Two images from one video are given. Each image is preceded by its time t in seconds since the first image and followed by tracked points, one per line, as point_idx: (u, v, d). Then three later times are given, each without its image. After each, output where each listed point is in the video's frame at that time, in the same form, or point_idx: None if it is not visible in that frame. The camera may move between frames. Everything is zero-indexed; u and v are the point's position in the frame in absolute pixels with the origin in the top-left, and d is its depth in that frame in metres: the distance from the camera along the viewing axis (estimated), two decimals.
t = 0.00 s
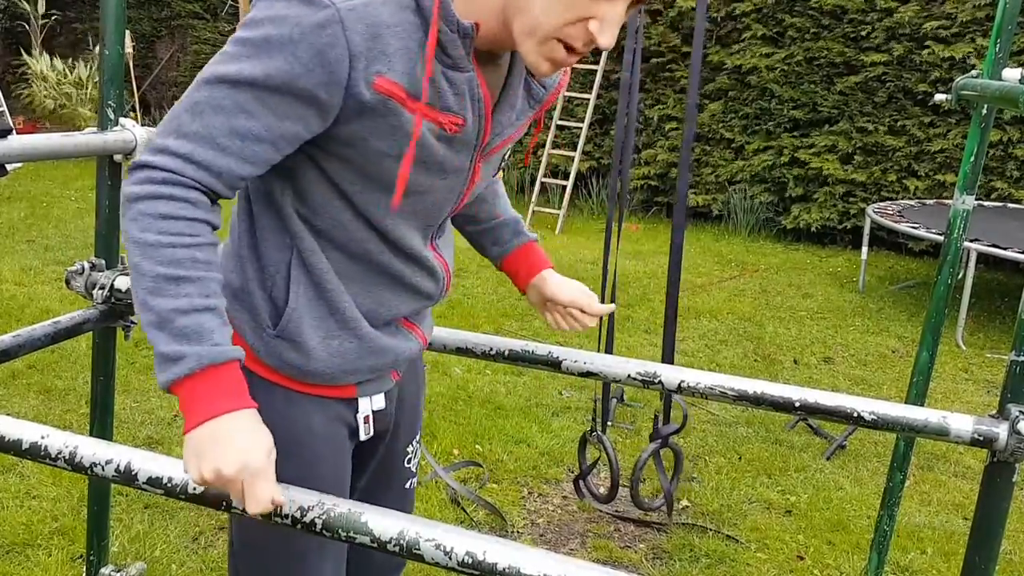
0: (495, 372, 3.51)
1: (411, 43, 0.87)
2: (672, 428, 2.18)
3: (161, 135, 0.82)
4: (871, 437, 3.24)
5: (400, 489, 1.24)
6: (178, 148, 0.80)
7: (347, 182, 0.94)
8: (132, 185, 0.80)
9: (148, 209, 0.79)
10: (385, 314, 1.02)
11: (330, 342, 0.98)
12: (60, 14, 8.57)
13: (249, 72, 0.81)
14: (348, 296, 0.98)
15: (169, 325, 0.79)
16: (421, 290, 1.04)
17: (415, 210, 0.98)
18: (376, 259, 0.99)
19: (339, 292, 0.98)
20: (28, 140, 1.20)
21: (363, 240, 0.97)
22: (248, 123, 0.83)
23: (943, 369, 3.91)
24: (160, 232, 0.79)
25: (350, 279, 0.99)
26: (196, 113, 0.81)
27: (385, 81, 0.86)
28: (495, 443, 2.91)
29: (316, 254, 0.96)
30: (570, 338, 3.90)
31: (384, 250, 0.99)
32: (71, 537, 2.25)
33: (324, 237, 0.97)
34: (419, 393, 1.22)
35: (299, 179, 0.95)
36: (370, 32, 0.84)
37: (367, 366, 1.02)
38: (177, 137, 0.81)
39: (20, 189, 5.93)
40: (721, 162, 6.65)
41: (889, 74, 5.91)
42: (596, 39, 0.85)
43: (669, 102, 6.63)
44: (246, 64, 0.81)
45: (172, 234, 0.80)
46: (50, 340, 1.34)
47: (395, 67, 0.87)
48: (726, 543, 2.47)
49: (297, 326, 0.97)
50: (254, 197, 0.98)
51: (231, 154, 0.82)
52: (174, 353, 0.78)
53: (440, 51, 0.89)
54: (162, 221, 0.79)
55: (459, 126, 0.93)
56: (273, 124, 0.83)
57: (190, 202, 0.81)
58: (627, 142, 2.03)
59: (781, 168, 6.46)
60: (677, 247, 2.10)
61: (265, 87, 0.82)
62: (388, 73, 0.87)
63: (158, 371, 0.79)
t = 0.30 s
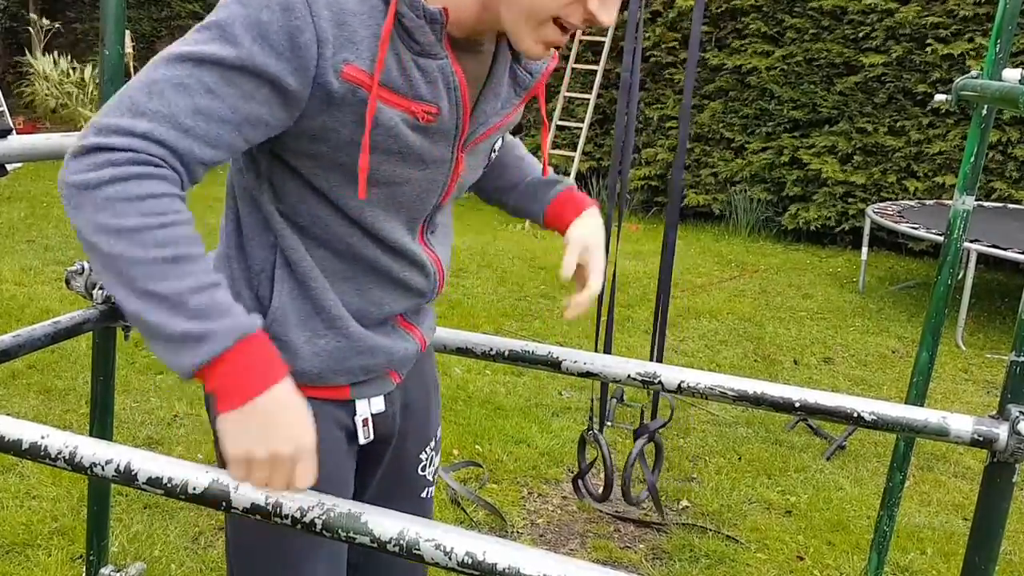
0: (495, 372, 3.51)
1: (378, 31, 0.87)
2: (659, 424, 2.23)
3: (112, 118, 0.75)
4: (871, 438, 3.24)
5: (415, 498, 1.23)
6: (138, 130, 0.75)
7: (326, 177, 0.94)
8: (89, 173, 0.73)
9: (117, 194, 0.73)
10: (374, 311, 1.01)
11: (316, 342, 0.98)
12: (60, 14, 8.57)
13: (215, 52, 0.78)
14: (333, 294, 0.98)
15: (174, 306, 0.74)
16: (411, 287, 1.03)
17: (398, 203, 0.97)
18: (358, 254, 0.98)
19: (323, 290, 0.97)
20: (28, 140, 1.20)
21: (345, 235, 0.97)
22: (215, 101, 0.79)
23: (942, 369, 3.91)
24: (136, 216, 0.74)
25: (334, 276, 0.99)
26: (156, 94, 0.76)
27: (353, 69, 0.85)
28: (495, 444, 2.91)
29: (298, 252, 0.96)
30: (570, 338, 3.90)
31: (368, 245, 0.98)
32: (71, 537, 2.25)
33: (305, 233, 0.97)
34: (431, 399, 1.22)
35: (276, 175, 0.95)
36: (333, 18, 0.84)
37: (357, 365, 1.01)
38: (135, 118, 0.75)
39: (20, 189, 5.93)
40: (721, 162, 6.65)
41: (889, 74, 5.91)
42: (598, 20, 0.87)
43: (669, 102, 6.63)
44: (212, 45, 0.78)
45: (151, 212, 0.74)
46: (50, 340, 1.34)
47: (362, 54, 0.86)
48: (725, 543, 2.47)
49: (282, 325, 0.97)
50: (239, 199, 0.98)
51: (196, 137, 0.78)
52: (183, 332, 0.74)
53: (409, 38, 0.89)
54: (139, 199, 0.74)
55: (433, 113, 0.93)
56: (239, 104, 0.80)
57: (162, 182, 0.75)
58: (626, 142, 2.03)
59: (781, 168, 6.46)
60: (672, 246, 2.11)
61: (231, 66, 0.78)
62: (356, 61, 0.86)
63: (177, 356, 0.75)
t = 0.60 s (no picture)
0: (494, 372, 3.52)
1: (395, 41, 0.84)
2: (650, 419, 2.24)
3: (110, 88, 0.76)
4: (870, 437, 3.25)
5: (408, 497, 1.23)
6: (126, 107, 0.75)
7: (331, 181, 0.92)
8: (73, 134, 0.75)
9: (90, 161, 0.74)
10: (372, 315, 1.01)
11: (315, 349, 0.97)
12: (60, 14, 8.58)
13: (216, 49, 0.77)
14: (332, 299, 0.97)
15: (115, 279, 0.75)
16: (409, 288, 1.02)
17: (402, 210, 0.96)
18: (360, 260, 0.97)
19: (324, 297, 0.96)
20: (31, 141, 1.21)
21: (350, 241, 0.95)
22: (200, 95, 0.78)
23: (941, 369, 3.92)
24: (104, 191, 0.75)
25: (334, 281, 0.97)
26: (156, 78, 0.77)
27: (364, 82, 0.84)
28: (495, 443, 2.92)
29: (298, 259, 0.95)
30: (569, 338, 3.91)
31: (370, 250, 0.97)
32: (72, 536, 2.26)
33: (306, 239, 0.95)
34: (423, 399, 1.22)
35: (279, 178, 0.92)
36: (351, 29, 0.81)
37: (355, 370, 1.01)
38: (127, 98, 0.76)
39: (21, 189, 5.94)
40: (720, 162, 6.66)
41: (888, 75, 5.92)
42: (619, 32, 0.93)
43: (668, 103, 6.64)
44: (207, 41, 0.77)
45: (119, 190, 0.75)
46: (52, 340, 1.35)
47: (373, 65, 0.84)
48: (725, 542, 2.48)
49: (282, 332, 0.96)
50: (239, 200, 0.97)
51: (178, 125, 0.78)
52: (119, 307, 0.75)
53: (427, 50, 0.87)
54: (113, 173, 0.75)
55: (441, 125, 0.91)
56: (229, 104, 0.79)
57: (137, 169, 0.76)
58: (625, 142, 2.04)
59: (781, 168, 6.47)
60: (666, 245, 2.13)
61: (226, 67, 0.78)
62: (368, 73, 0.84)
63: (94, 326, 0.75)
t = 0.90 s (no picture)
0: (495, 372, 3.51)
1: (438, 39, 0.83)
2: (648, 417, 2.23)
3: (197, 165, 0.76)
4: (871, 437, 3.24)
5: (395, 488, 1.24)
6: (223, 180, 0.76)
7: (363, 184, 0.90)
8: (167, 223, 0.77)
9: (195, 239, 0.76)
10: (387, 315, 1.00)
11: (341, 354, 0.95)
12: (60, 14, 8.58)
13: (291, 93, 0.76)
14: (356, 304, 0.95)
15: (250, 362, 0.79)
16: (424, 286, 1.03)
17: (425, 206, 0.96)
18: (381, 260, 0.95)
19: (349, 301, 0.95)
20: (28, 140, 1.20)
21: (372, 241, 0.94)
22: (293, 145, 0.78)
23: (942, 369, 3.91)
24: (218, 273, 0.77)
25: (357, 284, 0.96)
26: (238, 139, 0.76)
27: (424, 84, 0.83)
28: (495, 443, 2.92)
29: (324, 265, 0.92)
30: (569, 338, 3.91)
31: (390, 247, 0.95)
32: (71, 537, 2.25)
33: (329, 244, 0.93)
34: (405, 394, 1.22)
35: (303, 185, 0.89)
36: (413, 38, 0.80)
37: (373, 372, 1.00)
38: (219, 167, 0.76)
39: (21, 189, 5.94)
40: (721, 162, 6.65)
41: (889, 75, 5.91)
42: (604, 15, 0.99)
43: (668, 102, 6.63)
44: (285, 83, 0.76)
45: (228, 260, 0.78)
46: (50, 340, 1.35)
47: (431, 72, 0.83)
48: (725, 543, 2.47)
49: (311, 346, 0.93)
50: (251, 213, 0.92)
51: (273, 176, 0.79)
52: (258, 386, 0.79)
53: (466, 45, 0.87)
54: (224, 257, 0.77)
55: (478, 117, 0.92)
56: (319, 142, 0.79)
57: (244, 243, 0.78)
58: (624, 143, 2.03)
59: (781, 168, 6.46)
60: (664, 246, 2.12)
61: (304, 103, 0.77)
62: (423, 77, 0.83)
63: (239, 400, 0.80)
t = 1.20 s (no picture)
0: (495, 372, 3.52)
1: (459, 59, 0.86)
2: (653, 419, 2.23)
3: (233, 191, 0.78)
4: (870, 437, 3.25)
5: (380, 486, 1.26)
6: (258, 203, 0.78)
7: (372, 193, 0.92)
8: (202, 248, 0.78)
9: (227, 263, 0.78)
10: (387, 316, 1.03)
11: (347, 353, 0.98)
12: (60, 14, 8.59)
13: (327, 117, 0.78)
14: (363, 306, 0.97)
15: (258, 395, 0.80)
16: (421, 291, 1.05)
17: (432, 217, 0.99)
18: (379, 270, 0.98)
19: (355, 301, 0.96)
20: (30, 141, 1.20)
21: (374, 250, 0.96)
22: (325, 168, 0.80)
23: (941, 369, 3.92)
24: (248, 298, 0.79)
25: (361, 284, 0.97)
26: (272, 163, 0.78)
27: (444, 106, 0.85)
28: (495, 443, 2.92)
29: (334, 266, 0.94)
30: (569, 338, 3.91)
31: (390, 257, 0.98)
32: (72, 536, 2.26)
33: (338, 247, 0.94)
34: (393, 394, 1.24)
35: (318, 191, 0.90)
36: (440, 64, 0.83)
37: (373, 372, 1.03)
38: (253, 190, 0.78)
39: (21, 189, 5.94)
40: (720, 162, 6.66)
41: (888, 76, 5.92)
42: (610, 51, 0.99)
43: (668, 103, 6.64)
44: (320, 106, 0.78)
45: (258, 284, 0.79)
46: (51, 340, 1.35)
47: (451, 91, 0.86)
48: (725, 542, 2.48)
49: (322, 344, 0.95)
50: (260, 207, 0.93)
51: (304, 196, 0.81)
52: (266, 417, 0.79)
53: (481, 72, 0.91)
54: (252, 286, 0.79)
55: (483, 141, 0.96)
56: (349, 162, 0.81)
57: (271, 265, 0.80)
58: (624, 145, 2.04)
59: (781, 168, 6.47)
60: (664, 246, 2.13)
61: (337, 128, 0.79)
62: (447, 98, 0.86)
63: (251, 432, 0.81)
